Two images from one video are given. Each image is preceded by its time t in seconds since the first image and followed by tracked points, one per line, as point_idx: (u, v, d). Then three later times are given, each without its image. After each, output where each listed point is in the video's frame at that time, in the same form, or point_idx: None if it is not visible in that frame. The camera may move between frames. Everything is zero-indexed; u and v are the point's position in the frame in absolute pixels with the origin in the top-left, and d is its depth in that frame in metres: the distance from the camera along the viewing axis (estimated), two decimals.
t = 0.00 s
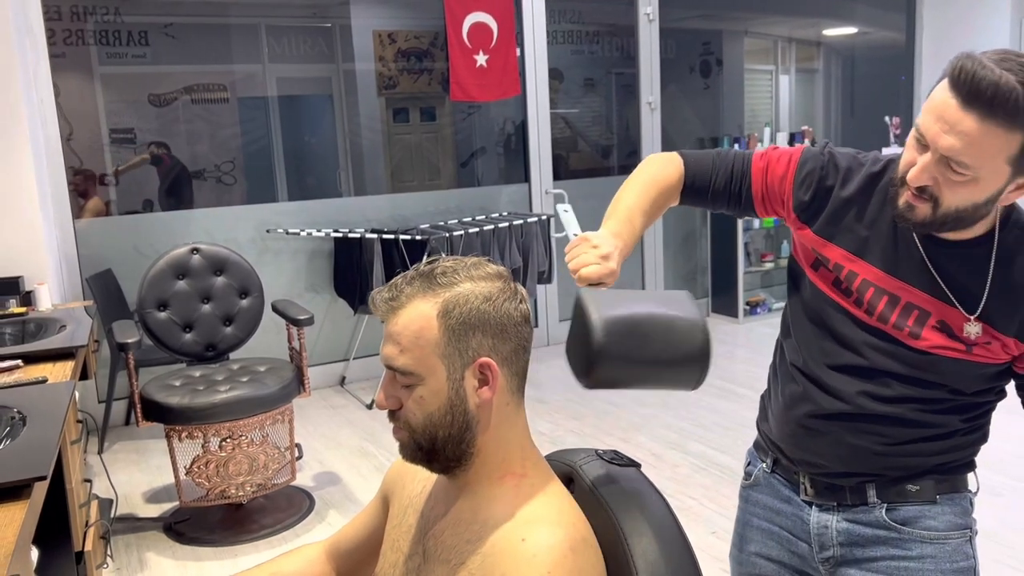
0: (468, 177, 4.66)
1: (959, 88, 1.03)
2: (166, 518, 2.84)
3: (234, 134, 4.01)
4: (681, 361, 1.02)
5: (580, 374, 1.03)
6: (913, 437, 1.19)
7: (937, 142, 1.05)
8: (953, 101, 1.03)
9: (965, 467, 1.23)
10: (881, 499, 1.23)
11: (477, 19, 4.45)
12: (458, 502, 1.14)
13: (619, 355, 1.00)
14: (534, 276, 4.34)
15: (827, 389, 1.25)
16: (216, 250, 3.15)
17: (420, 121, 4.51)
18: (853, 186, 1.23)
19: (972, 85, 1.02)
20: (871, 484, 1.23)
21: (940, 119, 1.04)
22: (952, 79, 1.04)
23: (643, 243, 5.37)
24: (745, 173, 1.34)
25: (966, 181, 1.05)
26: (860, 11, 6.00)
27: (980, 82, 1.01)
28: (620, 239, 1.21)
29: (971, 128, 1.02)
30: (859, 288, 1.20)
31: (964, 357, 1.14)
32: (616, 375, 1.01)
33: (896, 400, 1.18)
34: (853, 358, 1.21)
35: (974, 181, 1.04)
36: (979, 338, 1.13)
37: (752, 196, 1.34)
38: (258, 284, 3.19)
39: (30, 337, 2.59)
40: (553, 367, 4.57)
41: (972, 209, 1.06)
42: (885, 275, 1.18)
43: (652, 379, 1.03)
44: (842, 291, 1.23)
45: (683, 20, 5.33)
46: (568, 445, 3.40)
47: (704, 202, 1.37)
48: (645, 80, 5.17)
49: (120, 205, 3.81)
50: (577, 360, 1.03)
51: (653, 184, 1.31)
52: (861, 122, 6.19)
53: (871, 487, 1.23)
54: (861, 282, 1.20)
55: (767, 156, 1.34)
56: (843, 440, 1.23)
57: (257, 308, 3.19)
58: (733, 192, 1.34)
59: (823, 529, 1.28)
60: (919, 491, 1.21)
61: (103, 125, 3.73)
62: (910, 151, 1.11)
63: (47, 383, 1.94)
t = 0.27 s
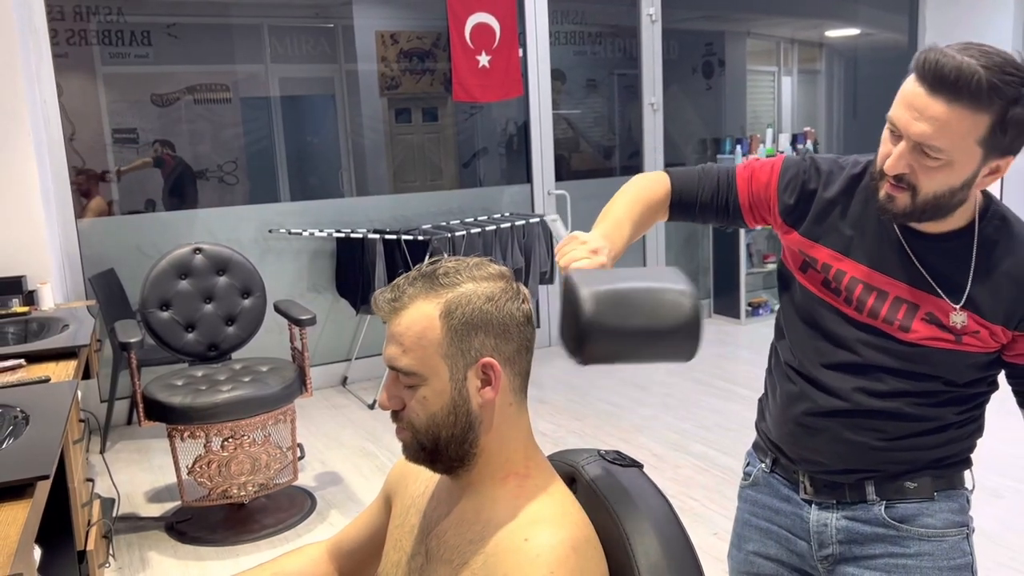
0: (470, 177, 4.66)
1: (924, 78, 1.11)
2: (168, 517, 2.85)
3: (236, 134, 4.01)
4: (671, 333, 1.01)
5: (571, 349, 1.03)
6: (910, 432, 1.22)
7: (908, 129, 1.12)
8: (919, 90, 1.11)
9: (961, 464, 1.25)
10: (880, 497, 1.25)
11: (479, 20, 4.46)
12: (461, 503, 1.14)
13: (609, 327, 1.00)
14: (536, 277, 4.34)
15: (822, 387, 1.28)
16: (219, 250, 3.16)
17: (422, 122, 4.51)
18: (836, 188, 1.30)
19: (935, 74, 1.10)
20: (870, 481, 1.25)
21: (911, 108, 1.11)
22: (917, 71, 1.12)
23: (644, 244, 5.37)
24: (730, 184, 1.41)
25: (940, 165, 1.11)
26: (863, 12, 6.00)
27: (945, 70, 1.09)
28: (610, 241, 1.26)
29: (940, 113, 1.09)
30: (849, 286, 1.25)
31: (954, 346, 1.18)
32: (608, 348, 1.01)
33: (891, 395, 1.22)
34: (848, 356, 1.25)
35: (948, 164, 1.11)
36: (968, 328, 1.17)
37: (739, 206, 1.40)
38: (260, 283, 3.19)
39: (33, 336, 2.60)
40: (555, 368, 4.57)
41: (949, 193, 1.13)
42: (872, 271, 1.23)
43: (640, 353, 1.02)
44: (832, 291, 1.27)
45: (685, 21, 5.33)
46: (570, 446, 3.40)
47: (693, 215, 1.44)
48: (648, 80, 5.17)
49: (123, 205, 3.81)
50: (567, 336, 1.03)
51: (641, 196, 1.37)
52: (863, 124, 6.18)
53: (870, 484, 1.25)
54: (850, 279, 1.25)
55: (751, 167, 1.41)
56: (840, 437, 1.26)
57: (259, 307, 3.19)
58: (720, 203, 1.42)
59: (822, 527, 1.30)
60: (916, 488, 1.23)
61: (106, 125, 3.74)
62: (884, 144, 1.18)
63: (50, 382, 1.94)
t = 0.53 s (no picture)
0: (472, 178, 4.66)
1: (899, 72, 1.14)
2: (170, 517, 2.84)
3: (238, 134, 4.02)
4: (649, 310, 1.08)
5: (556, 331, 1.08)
6: (912, 431, 1.22)
7: (887, 122, 1.14)
8: (894, 84, 1.14)
9: (964, 463, 1.25)
10: (883, 496, 1.25)
11: (480, 21, 4.47)
12: (463, 502, 1.14)
13: (592, 304, 1.05)
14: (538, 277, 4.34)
15: (824, 387, 1.28)
16: (221, 250, 3.16)
17: (423, 122, 4.51)
18: (824, 192, 1.32)
19: (908, 66, 1.13)
20: (873, 481, 1.25)
21: (888, 102, 1.14)
22: (892, 65, 1.15)
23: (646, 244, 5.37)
24: (720, 205, 1.41)
25: (922, 154, 1.13)
26: (865, 14, 6.00)
27: (916, 62, 1.12)
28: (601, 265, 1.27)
29: (916, 104, 1.12)
30: (843, 287, 1.26)
31: (952, 340, 1.19)
32: (594, 325, 1.06)
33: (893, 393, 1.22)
34: (846, 356, 1.26)
35: (929, 153, 1.13)
36: (964, 321, 1.18)
37: (732, 225, 1.40)
38: (261, 283, 3.19)
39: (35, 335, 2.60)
40: (557, 368, 4.57)
41: (933, 181, 1.14)
42: (867, 271, 1.24)
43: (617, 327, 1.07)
44: (828, 293, 1.28)
45: (687, 22, 5.33)
46: (571, 446, 3.40)
47: (689, 241, 1.41)
48: (650, 81, 5.17)
49: (125, 204, 3.81)
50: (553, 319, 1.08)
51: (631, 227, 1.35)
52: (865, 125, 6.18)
53: (873, 484, 1.25)
54: (844, 280, 1.26)
55: (735, 185, 1.41)
56: (842, 437, 1.26)
57: (261, 307, 3.19)
58: (714, 225, 1.41)
59: (825, 526, 1.30)
60: (919, 487, 1.23)
61: (108, 125, 3.74)
62: (867, 141, 1.20)
63: (52, 382, 1.94)
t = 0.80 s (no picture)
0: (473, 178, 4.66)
1: (873, 63, 1.18)
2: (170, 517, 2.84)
3: (239, 134, 4.02)
4: (624, 305, 1.15)
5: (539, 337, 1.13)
6: (917, 429, 1.22)
7: (865, 111, 1.18)
8: (871, 74, 1.19)
9: (971, 461, 1.25)
10: (892, 496, 1.25)
11: (482, 21, 4.47)
12: (464, 502, 1.14)
13: (574, 305, 1.10)
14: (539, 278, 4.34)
15: (828, 387, 1.28)
16: (222, 249, 3.16)
17: (424, 122, 4.51)
18: (809, 201, 1.35)
19: (882, 56, 1.17)
20: (881, 481, 1.25)
21: (865, 93, 1.18)
22: (868, 58, 1.20)
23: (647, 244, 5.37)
24: (716, 241, 1.39)
25: (901, 140, 1.17)
26: (867, 15, 5.99)
27: (889, 52, 1.17)
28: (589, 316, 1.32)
29: (891, 91, 1.16)
30: (837, 288, 1.28)
31: (950, 330, 1.20)
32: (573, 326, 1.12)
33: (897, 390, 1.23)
34: (846, 355, 1.27)
35: (907, 139, 1.17)
36: (960, 309, 1.19)
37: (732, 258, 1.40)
38: (263, 283, 3.19)
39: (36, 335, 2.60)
40: (557, 369, 4.57)
41: (913, 168, 1.17)
42: (859, 271, 1.27)
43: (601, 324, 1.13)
44: (822, 296, 1.30)
45: (688, 23, 5.32)
46: (572, 447, 3.40)
47: (696, 286, 1.37)
48: (651, 81, 5.17)
49: (126, 204, 3.82)
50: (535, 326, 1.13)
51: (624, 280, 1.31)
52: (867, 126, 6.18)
53: (881, 484, 1.25)
54: (837, 281, 1.28)
55: (720, 220, 1.42)
56: (848, 436, 1.26)
57: (262, 307, 3.19)
58: (717, 263, 1.39)
59: (833, 526, 1.30)
60: (928, 487, 1.23)
61: (109, 124, 3.74)
62: (846, 134, 1.23)
63: (52, 381, 1.95)
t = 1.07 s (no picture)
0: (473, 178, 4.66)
1: (843, 56, 1.23)
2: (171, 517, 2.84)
3: (240, 134, 4.02)
4: (637, 297, 1.07)
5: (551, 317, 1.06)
6: (922, 426, 1.23)
7: (835, 103, 1.23)
8: (840, 67, 1.24)
9: (983, 460, 1.25)
10: (904, 496, 1.24)
11: (483, 21, 4.47)
12: (465, 501, 1.14)
13: (588, 292, 1.02)
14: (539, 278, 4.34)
15: (834, 390, 1.29)
16: (224, 249, 3.16)
17: (425, 122, 4.51)
18: (788, 213, 1.40)
19: (851, 49, 1.23)
20: (894, 480, 1.25)
21: (836, 86, 1.23)
22: (838, 53, 1.25)
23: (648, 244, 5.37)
24: (704, 276, 1.48)
25: (870, 129, 1.21)
26: (868, 16, 6.00)
27: (858, 46, 1.22)
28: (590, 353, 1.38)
29: (860, 82, 1.21)
30: (826, 291, 1.31)
31: (943, 316, 1.21)
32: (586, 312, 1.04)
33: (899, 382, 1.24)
34: (845, 356, 1.28)
35: (876, 129, 1.21)
36: (951, 295, 1.21)
37: (723, 288, 1.48)
38: (264, 283, 3.20)
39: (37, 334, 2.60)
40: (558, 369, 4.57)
41: (883, 158, 1.21)
42: (845, 272, 1.29)
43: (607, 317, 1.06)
44: (813, 301, 1.33)
45: (689, 23, 5.33)
46: (572, 447, 3.40)
47: (693, 320, 1.47)
48: (652, 82, 5.17)
49: (127, 204, 3.82)
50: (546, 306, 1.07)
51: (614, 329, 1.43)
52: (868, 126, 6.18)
53: (894, 485, 1.25)
54: (826, 284, 1.31)
55: (705, 250, 1.51)
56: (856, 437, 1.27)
57: (263, 307, 3.19)
58: (710, 297, 1.48)
59: (845, 526, 1.29)
60: (941, 487, 1.22)
61: (111, 124, 3.74)
62: (818, 129, 1.28)
63: (53, 381, 1.95)
